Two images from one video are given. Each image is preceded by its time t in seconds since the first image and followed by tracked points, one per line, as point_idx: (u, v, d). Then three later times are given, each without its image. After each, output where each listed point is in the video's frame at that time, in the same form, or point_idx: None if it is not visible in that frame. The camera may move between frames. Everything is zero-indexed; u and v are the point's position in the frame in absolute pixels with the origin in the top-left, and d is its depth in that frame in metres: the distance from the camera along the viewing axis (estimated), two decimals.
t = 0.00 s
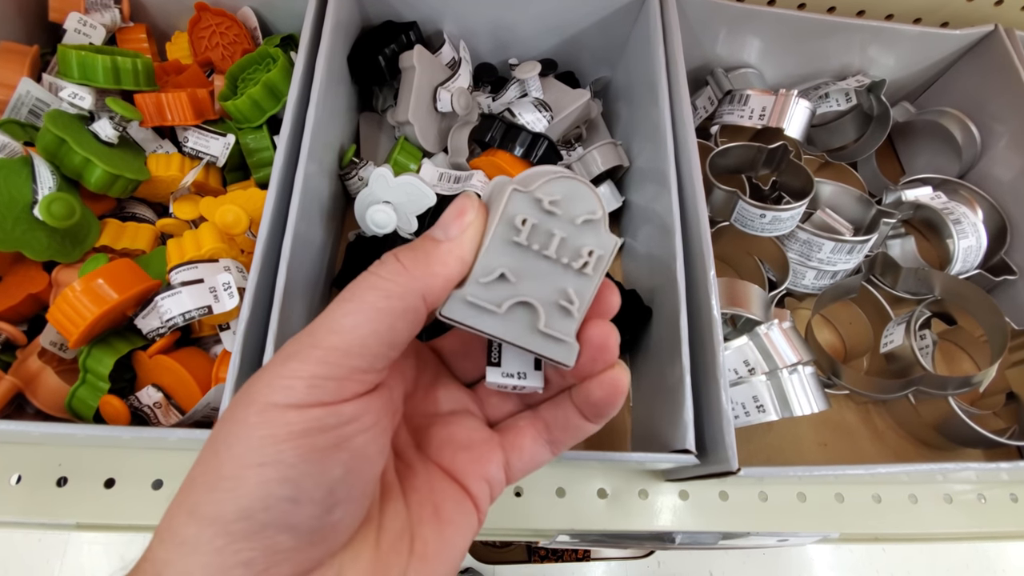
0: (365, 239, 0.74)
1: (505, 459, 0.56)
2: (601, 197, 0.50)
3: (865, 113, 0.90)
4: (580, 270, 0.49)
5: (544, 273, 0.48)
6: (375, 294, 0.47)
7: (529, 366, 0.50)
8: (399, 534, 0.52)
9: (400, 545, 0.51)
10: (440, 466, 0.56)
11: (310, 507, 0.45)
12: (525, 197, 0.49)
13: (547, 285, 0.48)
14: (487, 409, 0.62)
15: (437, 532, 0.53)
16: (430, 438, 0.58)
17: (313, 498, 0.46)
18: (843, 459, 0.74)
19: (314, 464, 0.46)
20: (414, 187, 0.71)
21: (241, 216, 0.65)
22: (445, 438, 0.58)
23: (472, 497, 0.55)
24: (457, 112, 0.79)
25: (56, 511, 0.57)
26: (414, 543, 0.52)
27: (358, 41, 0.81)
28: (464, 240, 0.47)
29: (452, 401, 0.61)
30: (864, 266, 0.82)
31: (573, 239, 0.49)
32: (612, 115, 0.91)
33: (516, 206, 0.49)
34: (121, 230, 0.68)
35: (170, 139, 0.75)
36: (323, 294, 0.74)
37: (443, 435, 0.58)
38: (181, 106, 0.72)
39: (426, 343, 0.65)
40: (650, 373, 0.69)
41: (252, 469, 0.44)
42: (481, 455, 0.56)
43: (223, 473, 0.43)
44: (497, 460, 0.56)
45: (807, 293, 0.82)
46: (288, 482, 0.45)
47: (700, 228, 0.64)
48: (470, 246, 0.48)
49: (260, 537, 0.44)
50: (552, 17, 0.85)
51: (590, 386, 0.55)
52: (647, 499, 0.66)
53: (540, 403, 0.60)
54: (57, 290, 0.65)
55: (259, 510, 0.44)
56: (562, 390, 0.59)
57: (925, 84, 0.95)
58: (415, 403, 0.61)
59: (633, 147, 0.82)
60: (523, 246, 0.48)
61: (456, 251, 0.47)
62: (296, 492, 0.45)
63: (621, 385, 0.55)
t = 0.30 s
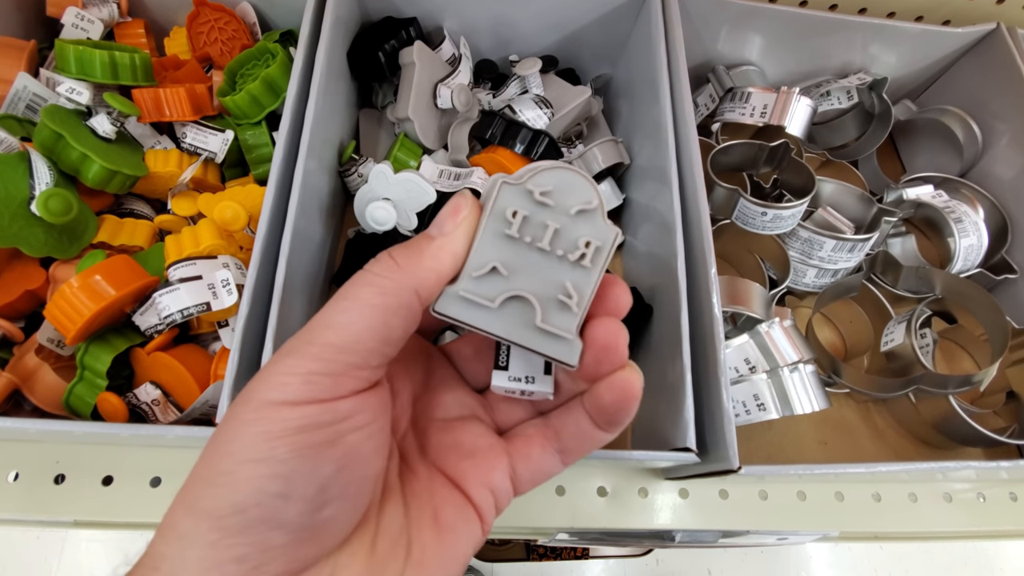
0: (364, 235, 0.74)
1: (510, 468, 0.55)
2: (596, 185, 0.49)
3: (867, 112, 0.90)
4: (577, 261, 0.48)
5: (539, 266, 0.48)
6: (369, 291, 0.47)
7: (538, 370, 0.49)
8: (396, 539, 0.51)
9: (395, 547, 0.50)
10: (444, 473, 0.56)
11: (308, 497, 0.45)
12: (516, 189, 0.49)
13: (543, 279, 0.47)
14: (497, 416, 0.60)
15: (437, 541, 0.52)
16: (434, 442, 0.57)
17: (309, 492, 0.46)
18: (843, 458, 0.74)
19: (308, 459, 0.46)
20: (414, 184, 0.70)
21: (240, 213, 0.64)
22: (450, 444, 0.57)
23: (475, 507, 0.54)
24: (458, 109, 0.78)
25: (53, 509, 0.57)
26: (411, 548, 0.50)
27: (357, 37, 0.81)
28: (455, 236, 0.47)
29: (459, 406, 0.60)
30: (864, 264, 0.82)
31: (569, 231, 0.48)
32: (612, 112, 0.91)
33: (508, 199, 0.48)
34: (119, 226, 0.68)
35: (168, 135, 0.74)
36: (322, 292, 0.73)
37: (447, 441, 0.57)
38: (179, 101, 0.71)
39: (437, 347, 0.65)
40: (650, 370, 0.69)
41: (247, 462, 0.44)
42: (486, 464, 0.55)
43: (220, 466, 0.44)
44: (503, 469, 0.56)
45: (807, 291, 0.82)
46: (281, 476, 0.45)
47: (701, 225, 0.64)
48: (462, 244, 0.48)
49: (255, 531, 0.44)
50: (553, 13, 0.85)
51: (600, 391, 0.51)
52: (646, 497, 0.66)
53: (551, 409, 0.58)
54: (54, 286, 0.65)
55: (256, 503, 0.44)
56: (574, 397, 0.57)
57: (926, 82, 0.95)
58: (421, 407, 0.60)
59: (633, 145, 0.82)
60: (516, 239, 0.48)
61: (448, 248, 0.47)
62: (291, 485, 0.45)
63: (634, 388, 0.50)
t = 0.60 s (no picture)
0: (365, 235, 0.74)
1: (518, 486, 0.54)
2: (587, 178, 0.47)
3: (865, 113, 0.90)
4: (570, 261, 0.47)
5: (530, 268, 0.47)
6: (370, 290, 0.48)
7: (548, 384, 0.49)
8: (396, 550, 0.51)
9: (395, 558, 0.50)
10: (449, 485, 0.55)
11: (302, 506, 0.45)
12: (506, 190, 0.49)
13: (537, 282, 0.47)
14: (510, 430, 0.59)
15: (438, 556, 0.51)
16: (439, 453, 0.57)
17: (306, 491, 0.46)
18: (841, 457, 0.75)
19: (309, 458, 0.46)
20: (415, 184, 0.71)
21: (242, 213, 0.64)
22: (456, 457, 0.56)
23: (481, 523, 0.53)
24: (459, 109, 0.79)
25: (55, 507, 0.57)
26: (410, 561, 0.50)
27: (358, 38, 0.81)
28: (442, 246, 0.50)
29: (470, 417, 0.59)
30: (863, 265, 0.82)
31: (560, 230, 0.47)
32: (612, 113, 0.91)
33: (498, 202, 0.48)
34: (120, 226, 0.68)
35: (169, 135, 0.74)
36: (323, 294, 0.73)
37: (455, 453, 0.56)
38: (180, 102, 0.71)
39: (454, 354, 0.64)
40: (650, 370, 0.69)
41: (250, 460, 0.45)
42: (491, 480, 0.54)
43: (224, 464, 0.44)
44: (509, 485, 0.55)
45: (806, 292, 0.82)
46: (282, 476, 0.45)
47: (700, 226, 0.64)
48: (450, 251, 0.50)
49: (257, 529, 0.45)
50: (553, 14, 0.85)
51: (610, 409, 0.49)
52: (646, 496, 0.67)
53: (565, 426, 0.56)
54: (57, 286, 0.65)
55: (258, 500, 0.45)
56: (588, 414, 0.55)
57: (924, 84, 0.95)
58: (432, 418, 0.60)
59: (633, 145, 0.82)
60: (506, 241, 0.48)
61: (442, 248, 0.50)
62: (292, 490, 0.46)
63: (646, 405, 0.48)
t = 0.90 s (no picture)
0: (366, 234, 0.75)
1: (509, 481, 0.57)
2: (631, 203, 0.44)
3: (865, 112, 0.90)
4: (595, 272, 0.47)
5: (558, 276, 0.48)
6: (381, 302, 0.45)
7: (539, 368, 0.52)
8: (393, 555, 0.52)
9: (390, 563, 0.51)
10: (443, 484, 0.57)
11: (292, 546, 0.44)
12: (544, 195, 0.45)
13: (560, 283, 0.48)
14: (498, 421, 0.61)
15: (433, 555, 0.54)
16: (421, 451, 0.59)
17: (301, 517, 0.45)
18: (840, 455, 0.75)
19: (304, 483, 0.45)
20: (415, 183, 0.71)
21: (243, 212, 0.64)
22: (452, 456, 0.58)
23: (470, 518, 0.56)
24: (459, 109, 0.79)
25: (56, 505, 0.57)
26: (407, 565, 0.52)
27: (359, 37, 0.81)
28: (461, 251, 0.43)
29: (464, 411, 0.61)
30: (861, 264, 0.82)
31: (590, 240, 0.47)
32: (612, 112, 0.91)
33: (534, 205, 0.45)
34: (122, 225, 0.68)
35: (170, 134, 0.75)
36: (324, 293, 0.73)
37: (450, 450, 0.58)
38: (182, 101, 0.71)
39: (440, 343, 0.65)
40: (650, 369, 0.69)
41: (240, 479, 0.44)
42: (485, 477, 0.57)
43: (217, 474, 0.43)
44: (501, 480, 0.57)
45: (805, 291, 0.82)
46: (282, 506, 0.44)
47: (699, 224, 0.65)
48: (477, 255, 0.43)
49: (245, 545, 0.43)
50: (553, 13, 0.85)
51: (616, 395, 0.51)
52: (645, 494, 0.67)
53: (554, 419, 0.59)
54: (59, 284, 0.65)
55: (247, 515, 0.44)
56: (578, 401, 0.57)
57: (923, 83, 0.96)
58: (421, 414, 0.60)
59: (633, 145, 0.83)
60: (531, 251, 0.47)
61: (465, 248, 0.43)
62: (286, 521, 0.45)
63: (651, 392, 0.51)
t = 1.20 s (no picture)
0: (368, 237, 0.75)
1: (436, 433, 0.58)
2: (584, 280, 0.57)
3: (861, 115, 0.92)
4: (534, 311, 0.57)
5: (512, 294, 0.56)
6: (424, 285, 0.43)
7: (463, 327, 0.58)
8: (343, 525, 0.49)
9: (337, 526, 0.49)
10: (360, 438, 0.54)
11: (433, 532, 0.39)
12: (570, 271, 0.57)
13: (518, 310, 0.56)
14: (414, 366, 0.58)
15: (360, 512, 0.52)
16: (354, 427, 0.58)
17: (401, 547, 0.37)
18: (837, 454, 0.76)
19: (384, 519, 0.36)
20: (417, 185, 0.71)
21: (246, 214, 0.65)
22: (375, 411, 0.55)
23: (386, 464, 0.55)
24: (460, 111, 0.80)
25: (59, 503, 0.58)
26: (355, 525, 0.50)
27: (360, 41, 0.82)
28: (511, 389, 0.40)
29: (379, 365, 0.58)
30: (858, 265, 0.83)
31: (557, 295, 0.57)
32: (611, 115, 0.92)
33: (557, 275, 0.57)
34: (125, 226, 0.69)
35: (173, 137, 0.75)
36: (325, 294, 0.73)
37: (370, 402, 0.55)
38: (185, 103, 0.72)
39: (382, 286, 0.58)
40: (650, 368, 0.70)
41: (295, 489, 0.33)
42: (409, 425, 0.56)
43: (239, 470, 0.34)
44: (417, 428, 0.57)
45: (802, 292, 0.83)
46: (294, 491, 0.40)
47: (695, 225, 0.66)
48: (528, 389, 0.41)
49: None
50: (552, 17, 0.86)
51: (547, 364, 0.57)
52: (644, 492, 0.68)
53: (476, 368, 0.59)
54: (63, 284, 0.66)
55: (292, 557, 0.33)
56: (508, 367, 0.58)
57: (919, 87, 0.97)
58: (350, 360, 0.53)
59: (632, 147, 0.83)
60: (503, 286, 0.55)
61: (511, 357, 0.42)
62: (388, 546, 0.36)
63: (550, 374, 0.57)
